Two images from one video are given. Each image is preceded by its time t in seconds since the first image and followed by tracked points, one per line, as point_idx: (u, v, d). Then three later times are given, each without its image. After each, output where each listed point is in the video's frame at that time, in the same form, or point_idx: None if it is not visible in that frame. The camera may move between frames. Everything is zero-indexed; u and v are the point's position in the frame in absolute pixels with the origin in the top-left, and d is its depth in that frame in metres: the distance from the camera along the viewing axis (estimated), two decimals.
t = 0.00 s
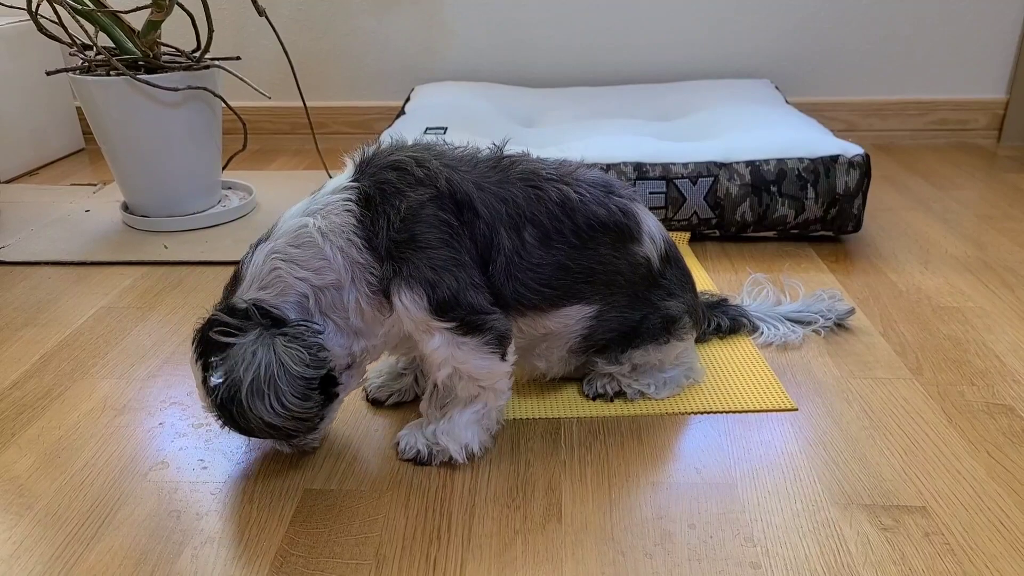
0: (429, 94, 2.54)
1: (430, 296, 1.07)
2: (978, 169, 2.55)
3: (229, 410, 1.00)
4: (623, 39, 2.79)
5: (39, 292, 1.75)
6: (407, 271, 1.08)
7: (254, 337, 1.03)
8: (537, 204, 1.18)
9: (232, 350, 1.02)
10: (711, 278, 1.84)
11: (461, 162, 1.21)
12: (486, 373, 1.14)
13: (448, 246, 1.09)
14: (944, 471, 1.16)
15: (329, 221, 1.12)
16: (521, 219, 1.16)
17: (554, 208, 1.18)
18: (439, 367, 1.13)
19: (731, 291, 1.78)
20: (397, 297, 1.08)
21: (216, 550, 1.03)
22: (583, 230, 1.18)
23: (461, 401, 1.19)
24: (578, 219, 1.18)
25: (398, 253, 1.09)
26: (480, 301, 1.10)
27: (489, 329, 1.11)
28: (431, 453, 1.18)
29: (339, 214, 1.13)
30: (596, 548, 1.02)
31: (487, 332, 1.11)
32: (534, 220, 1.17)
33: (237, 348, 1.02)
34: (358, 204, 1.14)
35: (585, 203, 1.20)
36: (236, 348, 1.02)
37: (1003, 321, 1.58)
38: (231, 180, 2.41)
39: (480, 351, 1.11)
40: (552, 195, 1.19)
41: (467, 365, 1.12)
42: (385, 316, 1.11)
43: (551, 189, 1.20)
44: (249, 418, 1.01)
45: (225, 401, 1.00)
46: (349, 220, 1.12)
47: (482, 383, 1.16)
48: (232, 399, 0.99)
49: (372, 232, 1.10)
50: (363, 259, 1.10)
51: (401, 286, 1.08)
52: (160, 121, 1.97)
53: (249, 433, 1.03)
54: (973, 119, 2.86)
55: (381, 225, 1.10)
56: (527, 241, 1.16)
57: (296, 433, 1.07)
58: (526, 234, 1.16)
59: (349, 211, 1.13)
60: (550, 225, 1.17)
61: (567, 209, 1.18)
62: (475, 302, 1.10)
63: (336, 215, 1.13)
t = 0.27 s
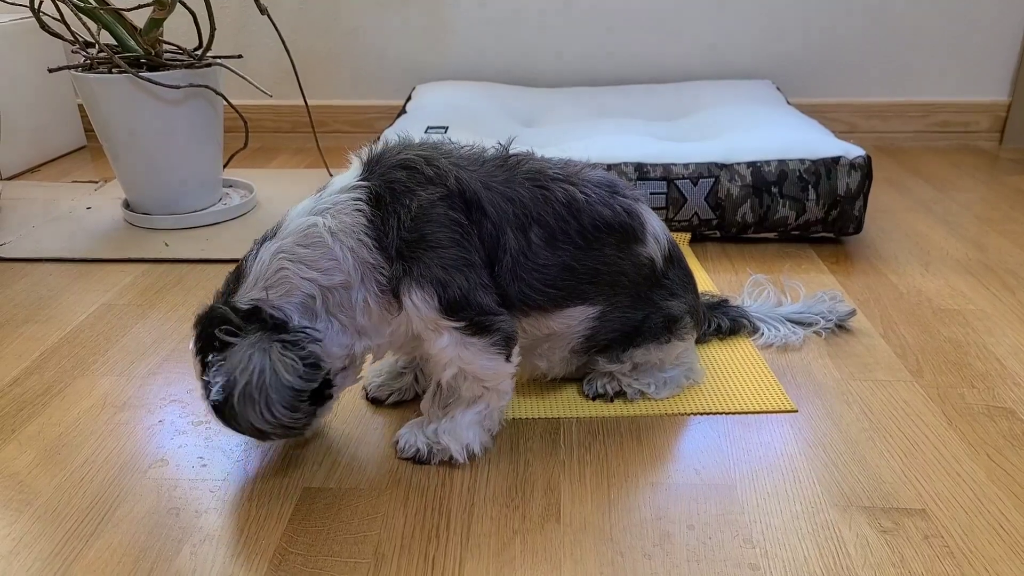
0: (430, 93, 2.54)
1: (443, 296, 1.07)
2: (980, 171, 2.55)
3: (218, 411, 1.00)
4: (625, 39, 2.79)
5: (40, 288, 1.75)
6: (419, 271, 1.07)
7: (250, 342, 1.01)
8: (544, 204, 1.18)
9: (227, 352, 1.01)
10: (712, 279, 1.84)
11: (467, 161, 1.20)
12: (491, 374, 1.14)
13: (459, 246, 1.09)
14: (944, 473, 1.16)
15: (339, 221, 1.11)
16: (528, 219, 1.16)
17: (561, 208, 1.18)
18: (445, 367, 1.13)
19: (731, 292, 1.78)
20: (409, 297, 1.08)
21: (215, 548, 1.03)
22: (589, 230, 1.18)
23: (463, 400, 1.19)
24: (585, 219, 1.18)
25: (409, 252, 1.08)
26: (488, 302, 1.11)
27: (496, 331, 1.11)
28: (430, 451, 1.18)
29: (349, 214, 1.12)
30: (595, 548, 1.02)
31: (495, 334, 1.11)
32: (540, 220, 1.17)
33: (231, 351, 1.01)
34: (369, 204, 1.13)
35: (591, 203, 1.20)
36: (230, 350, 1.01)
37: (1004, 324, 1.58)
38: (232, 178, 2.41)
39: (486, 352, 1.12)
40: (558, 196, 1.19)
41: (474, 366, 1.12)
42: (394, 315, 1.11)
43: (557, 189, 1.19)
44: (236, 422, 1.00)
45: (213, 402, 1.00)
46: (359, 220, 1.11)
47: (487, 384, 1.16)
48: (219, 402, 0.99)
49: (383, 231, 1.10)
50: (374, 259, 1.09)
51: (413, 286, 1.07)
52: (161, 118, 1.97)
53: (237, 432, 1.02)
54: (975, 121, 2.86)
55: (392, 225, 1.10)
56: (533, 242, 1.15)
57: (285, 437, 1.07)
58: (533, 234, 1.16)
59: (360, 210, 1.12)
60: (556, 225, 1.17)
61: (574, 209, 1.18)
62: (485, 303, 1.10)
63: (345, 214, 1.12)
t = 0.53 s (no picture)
0: (432, 92, 2.54)
1: (439, 300, 1.06)
2: (981, 174, 2.55)
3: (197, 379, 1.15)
4: (628, 39, 2.79)
5: (41, 286, 1.75)
6: (415, 274, 1.07)
7: (223, 328, 1.12)
8: (548, 208, 1.17)
9: (211, 332, 1.14)
10: (713, 280, 1.84)
11: (470, 164, 1.20)
12: (492, 381, 1.14)
13: (457, 250, 1.09)
14: (944, 476, 1.16)
15: (326, 223, 1.13)
16: (532, 223, 1.16)
17: (565, 212, 1.18)
18: (447, 373, 1.13)
19: (732, 293, 1.78)
20: (406, 300, 1.08)
21: (215, 547, 1.03)
22: (593, 235, 1.18)
23: (464, 405, 1.19)
24: (589, 224, 1.18)
25: (403, 256, 1.08)
26: (490, 308, 1.10)
27: (498, 338, 1.11)
28: (430, 453, 1.18)
29: (340, 215, 1.14)
30: (595, 550, 1.02)
31: (496, 341, 1.11)
32: (545, 224, 1.16)
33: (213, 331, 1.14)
34: (364, 207, 1.14)
35: (595, 208, 1.20)
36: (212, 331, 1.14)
37: (1005, 327, 1.58)
38: (233, 177, 2.41)
39: (487, 359, 1.11)
40: (562, 200, 1.19)
41: (476, 373, 1.12)
42: (388, 317, 1.11)
43: (561, 194, 1.19)
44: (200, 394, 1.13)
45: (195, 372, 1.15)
46: (348, 223, 1.12)
47: (489, 392, 1.16)
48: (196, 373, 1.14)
49: (374, 234, 1.11)
50: (361, 261, 1.10)
51: (410, 289, 1.07)
52: (163, 117, 1.97)
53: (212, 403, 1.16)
54: (977, 123, 2.86)
55: (384, 228, 1.10)
56: (539, 245, 1.15)
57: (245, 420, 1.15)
58: (537, 238, 1.15)
59: (353, 212, 1.14)
60: (561, 229, 1.17)
61: (578, 214, 1.18)
62: (485, 308, 1.09)
63: (337, 215, 1.14)
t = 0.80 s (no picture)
0: (431, 92, 2.54)
1: (419, 293, 1.06)
2: (981, 173, 2.55)
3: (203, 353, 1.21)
4: (627, 39, 2.79)
5: (41, 287, 1.75)
6: (397, 266, 1.07)
7: (227, 307, 1.17)
8: (545, 207, 1.17)
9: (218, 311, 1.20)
10: (713, 280, 1.84)
11: (467, 162, 1.21)
12: (481, 379, 1.14)
13: (440, 243, 1.09)
14: (944, 475, 1.16)
15: (319, 214, 1.15)
16: (527, 221, 1.16)
17: (562, 212, 1.17)
18: (435, 369, 1.13)
19: (733, 292, 1.78)
20: (389, 293, 1.08)
21: (216, 547, 1.03)
22: (591, 235, 1.18)
23: (456, 404, 1.18)
24: (587, 224, 1.18)
25: (387, 248, 1.09)
26: (474, 303, 1.09)
27: (482, 334, 1.10)
28: (427, 453, 1.18)
29: (332, 206, 1.15)
30: (595, 549, 1.02)
31: (480, 337, 1.10)
32: (540, 223, 1.16)
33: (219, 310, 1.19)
34: (355, 200, 1.15)
35: (593, 208, 1.19)
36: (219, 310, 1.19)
37: (1005, 325, 1.58)
38: (233, 177, 2.41)
39: (473, 356, 1.11)
40: (560, 199, 1.18)
41: (462, 369, 1.12)
42: (373, 309, 1.12)
43: (560, 193, 1.19)
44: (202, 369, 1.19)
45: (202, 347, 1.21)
46: (338, 215, 1.14)
47: (479, 390, 1.16)
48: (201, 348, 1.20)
49: (361, 226, 1.11)
50: (348, 252, 1.11)
51: (392, 282, 1.08)
52: (163, 117, 1.97)
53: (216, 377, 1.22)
54: (976, 122, 2.86)
55: (370, 221, 1.11)
56: (533, 243, 1.15)
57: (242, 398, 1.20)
58: (532, 236, 1.15)
59: (345, 204, 1.15)
60: (558, 228, 1.16)
61: (575, 213, 1.18)
62: (468, 303, 1.09)
63: (329, 206, 1.16)
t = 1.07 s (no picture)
0: (430, 92, 2.54)
1: (400, 288, 1.07)
2: (980, 171, 2.55)
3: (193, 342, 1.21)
4: (626, 38, 2.79)
5: (41, 289, 1.75)
6: (379, 261, 1.08)
7: (221, 297, 1.17)
8: (535, 206, 1.17)
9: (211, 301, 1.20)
10: (713, 279, 1.84)
11: (458, 160, 1.21)
12: (469, 372, 1.14)
13: (423, 238, 1.09)
14: (945, 473, 1.16)
15: (309, 208, 1.15)
16: (515, 219, 1.16)
17: (551, 211, 1.17)
18: (421, 363, 1.13)
19: (733, 291, 1.78)
20: (371, 287, 1.09)
21: (216, 548, 1.03)
22: (580, 234, 1.18)
23: (446, 398, 1.19)
24: (576, 223, 1.18)
25: (370, 242, 1.09)
26: (456, 297, 1.09)
27: (464, 327, 1.10)
28: (425, 452, 1.18)
29: (321, 200, 1.16)
30: (596, 549, 1.02)
31: (461, 330, 1.10)
32: (529, 221, 1.16)
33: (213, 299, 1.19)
34: (343, 194, 1.15)
35: (583, 207, 1.19)
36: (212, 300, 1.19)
37: (1005, 324, 1.58)
38: (233, 178, 2.41)
39: (457, 347, 1.11)
40: (550, 199, 1.18)
41: (446, 361, 1.12)
42: (357, 303, 1.12)
43: (550, 193, 1.19)
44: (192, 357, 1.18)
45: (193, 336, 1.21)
46: (326, 209, 1.14)
47: (467, 382, 1.16)
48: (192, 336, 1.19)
49: (346, 221, 1.12)
50: (334, 246, 1.11)
51: (374, 276, 1.08)
52: (162, 118, 1.96)
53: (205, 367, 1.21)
54: (976, 121, 2.86)
55: (355, 214, 1.11)
56: (521, 241, 1.15)
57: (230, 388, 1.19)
58: (520, 234, 1.15)
59: (333, 198, 1.15)
60: (546, 227, 1.16)
61: (565, 213, 1.18)
62: (450, 298, 1.09)
63: (319, 200, 1.16)
